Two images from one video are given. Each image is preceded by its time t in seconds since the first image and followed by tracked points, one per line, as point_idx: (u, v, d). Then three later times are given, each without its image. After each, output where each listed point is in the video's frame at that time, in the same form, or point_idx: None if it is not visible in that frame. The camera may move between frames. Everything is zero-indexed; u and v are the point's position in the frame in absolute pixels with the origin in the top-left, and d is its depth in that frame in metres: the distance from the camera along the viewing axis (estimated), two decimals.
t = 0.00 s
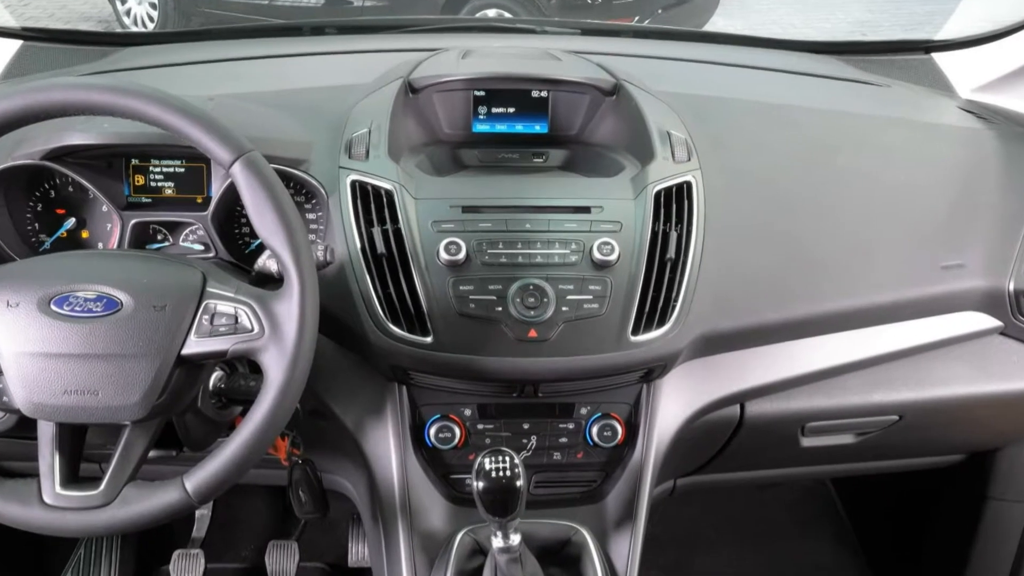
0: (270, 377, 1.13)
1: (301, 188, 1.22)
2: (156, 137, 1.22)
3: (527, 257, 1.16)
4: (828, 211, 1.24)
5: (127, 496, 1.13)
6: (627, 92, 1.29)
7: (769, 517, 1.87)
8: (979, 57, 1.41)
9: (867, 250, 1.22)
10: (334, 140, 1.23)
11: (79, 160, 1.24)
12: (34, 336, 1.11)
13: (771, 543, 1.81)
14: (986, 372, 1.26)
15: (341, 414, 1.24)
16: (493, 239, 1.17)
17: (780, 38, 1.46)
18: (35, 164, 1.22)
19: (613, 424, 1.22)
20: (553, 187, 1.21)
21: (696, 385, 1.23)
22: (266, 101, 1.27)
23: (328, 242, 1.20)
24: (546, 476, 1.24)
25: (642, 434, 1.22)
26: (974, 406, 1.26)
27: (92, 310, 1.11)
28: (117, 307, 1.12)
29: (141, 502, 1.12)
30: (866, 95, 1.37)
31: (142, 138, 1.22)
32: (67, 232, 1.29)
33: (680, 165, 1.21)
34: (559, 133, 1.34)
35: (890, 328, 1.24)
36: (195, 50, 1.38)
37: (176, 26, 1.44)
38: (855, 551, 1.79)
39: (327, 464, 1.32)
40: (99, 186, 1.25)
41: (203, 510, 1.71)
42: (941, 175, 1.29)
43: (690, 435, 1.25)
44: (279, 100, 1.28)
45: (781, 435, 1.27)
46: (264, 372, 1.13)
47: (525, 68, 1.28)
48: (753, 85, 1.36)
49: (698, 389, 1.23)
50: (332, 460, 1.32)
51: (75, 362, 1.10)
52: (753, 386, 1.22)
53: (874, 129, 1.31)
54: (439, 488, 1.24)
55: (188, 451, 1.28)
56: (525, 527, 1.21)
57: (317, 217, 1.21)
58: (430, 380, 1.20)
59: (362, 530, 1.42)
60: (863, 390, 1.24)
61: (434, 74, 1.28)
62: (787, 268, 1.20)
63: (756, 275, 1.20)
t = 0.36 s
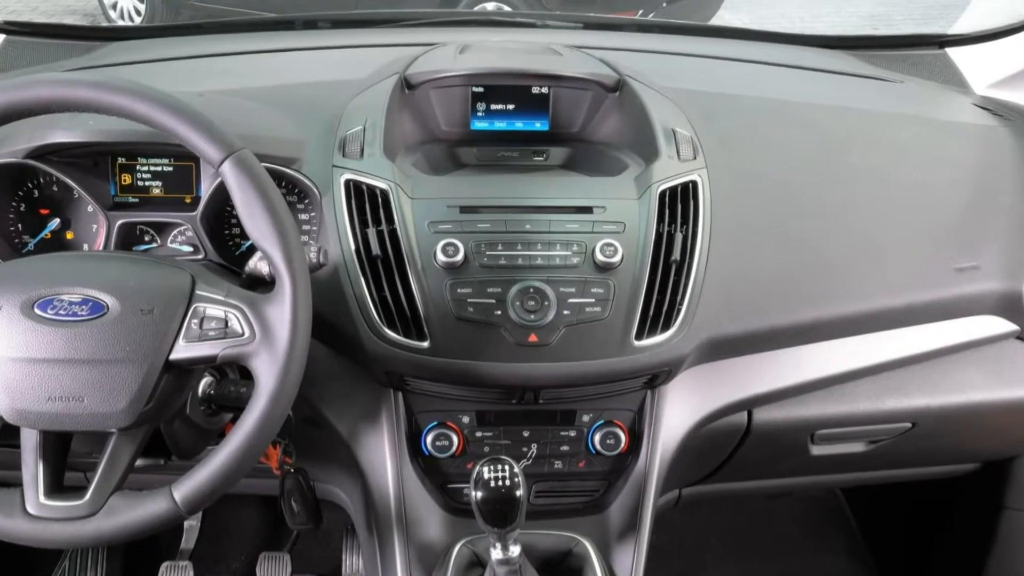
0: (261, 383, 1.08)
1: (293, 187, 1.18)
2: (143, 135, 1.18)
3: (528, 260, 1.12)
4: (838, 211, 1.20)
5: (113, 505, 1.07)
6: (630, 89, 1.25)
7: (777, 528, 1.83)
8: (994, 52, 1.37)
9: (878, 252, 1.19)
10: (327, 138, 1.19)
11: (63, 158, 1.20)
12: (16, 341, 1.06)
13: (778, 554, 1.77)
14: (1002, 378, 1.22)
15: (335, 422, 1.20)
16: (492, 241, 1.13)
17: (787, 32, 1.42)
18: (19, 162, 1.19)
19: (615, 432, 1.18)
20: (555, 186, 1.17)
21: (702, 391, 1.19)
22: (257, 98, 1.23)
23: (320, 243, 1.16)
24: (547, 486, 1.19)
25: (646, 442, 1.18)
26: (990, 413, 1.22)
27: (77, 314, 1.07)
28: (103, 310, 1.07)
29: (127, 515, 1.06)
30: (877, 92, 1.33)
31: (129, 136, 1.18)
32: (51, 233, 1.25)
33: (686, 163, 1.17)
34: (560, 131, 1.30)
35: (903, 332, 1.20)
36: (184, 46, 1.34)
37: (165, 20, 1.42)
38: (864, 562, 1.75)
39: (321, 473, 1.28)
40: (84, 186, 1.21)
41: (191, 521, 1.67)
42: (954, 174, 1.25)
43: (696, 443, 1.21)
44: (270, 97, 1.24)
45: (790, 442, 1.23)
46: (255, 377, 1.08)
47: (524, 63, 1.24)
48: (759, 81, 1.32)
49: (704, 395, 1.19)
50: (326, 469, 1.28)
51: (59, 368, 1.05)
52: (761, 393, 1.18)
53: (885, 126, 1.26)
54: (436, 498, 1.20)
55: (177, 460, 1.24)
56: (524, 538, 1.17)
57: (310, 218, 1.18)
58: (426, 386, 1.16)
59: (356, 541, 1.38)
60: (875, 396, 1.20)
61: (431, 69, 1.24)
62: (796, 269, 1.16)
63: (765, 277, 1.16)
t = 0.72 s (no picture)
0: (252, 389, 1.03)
1: (284, 186, 1.14)
2: (130, 133, 1.14)
3: (527, 261, 1.08)
4: (849, 210, 1.16)
5: (99, 516, 1.01)
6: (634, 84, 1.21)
7: (787, 538, 1.79)
8: (1011, 46, 1.33)
9: (892, 252, 1.15)
10: (319, 136, 1.15)
11: (46, 157, 1.16)
12: None
13: (789, 566, 1.73)
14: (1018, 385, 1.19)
15: (327, 430, 1.16)
16: (491, 242, 1.09)
17: (795, 25, 1.38)
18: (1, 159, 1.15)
19: (619, 440, 1.14)
20: (557, 185, 1.13)
21: (708, 398, 1.14)
22: (247, 94, 1.19)
23: (313, 244, 1.12)
24: (547, 496, 1.15)
25: (650, 451, 1.14)
26: (1006, 421, 1.18)
27: (60, 317, 1.02)
28: (88, 314, 1.03)
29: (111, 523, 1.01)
30: (889, 88, 1.29)
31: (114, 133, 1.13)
32: (35, 233, 1.20)
33: (693, 162, 1.13)
34: (562, 128, 1.26)
35: (915, 336, 1.16)
36: (173, 41, 1.30)
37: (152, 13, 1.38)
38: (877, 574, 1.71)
39: (313, 482, 1.24)
40: (68, 185, 1.17)
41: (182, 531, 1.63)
42: (969, 173, 1.21)
43: (702, 452, 1.17)
44: (261, 92, 1.20)
45: (799, 451, 1.19)
46: (245, 383, 1.03)
47: (524, 56, 1.20)
48: (768, 76, 1.28)
49: (711, 402, 1.14)
50: (319, 478, 1.23)
51: (41, 374, 1.00)
52: (770, 399, 1.14)
53: (897, 123, 1.22)
54: (433, 509, 1.15)
55: (164, 469, 1.19)
56: (525, 551, 1.13)
57: (302, 219, 1.13)
58: (423, 393, 1.12)
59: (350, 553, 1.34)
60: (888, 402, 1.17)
61: (427, 64, 1.20)
62: (807, 271, 1.12)
63: (774, 279, 1.11)
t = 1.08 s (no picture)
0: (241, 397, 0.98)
1: (275, 185, 1.09)
2: (115, 130, 1.10)
3: (527, 264, 1.03)
4: (861, 211, 1.12)
5: (81, 527, 0.96)
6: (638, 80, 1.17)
7: (797, 550, 1.75)
8: None
9: (906, 254, 1.10)
10: (312, 133, 1.11)
11: (28, 155, 1.11)
12: None
13: None
14: None
15: (320, 439, 1.11)
16: (490, 244, 1.05)
17: (804, 19, 1.34)
18: None
19: (622, 449, 1.10)
20: (559, 185, 1.09)
21: (714, 406, 1.10)
22: (237, 89, 1.15)
23: (305, 244, 1.08)
24: (547, 507, 1.11)
25: (655, 461, 1.10)
26: None
27: (43, 322, 0.98)
28: (71, 318, 0.98)
29: (95, 536, 0.95)
30: (901, 84, 1.25)
31: (99, 131, 1.09)
32: (16, 235, 1.15)
33: (699, 160, 1.09)
34: (562, 126, 1.22)
35: (930, 341, 1.12)
36: (161, 36, 1.26)
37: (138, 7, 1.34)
38: None
39: (305, 492, 1.20)
40: (51, 184, 1.13)
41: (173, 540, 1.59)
42: (985, 172, 1.17)
43: (708, 461, 1.13)
44: (252, 89, 1.16)
45: (809, 460, 1.15)
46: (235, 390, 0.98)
47: (524, 51, 1.16)
48: (775, 71, 1.24)
49: (719, 410, 1.10)
50: (311, 488, 1.19)
51: (22, 380, 0.96)
52: (779, 406, 1.10)
53: (910, 120, 1.18)
54: (429, 521, 1.11)
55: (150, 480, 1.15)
56: (524, 564, 1.10)
57: (294, 219, 1.09)
58: (419, 400, 1.08)
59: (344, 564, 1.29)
60: (901, 411, 1.13)
61: (422, 59, 1.16)
62: (818, 274, 1.08)
63: (784, 282, 1.07)
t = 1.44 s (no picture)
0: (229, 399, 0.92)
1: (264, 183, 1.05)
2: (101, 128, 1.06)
3: (526, 267, 1.00)
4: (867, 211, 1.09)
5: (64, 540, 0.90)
6: (642, 74, 1.12)
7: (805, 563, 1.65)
8: None
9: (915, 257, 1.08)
10: (303, 131, 1.07)
11: (10, 154, 1.08)
12: None
13: None
14: None
15: (312, 447, 1.08)
16: (488, 245, 1.01)
17: (817, 9, 1.28)
18: None
19: (626, 458, 1.05)
20: (561, 184, 1.04)
21: (723, 414, 1.06)
22: (227, 86, 1.12)
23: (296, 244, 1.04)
24: (549, 518, 1.06)
25: (660, 471, 1.05)
26: None
27: (23, 326, 0.91)
28: (54, 323, 0.92)
29: (79, 549, 0.90)
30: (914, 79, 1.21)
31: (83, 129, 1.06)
32: None
33: (707, 157, 1.05)
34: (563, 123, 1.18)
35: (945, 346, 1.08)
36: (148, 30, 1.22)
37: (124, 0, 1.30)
38: None
39: (298, 502, 1.15)
40: (33, 184, 1.09)
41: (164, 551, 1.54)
42: (1004, 171, 1.12)
43: (719, 470, 1.08)
44: (242, 85, 1.13)
45: (820, 470, 1.10)
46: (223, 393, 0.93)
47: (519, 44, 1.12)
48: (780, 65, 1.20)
49: (727, 417, 1.06)
50: (306, 496, 1.14)
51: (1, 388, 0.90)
52: (791, 413, 1.05)
53: (923, 117, 1.15)
54: (427, 533, 1.06)
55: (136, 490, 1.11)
56: None
57: (285, 219, 1.05)
58: (415, 407, 1.03)
59: None
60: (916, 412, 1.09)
61: (416, 54, 1.12)
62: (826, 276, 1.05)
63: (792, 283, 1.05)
